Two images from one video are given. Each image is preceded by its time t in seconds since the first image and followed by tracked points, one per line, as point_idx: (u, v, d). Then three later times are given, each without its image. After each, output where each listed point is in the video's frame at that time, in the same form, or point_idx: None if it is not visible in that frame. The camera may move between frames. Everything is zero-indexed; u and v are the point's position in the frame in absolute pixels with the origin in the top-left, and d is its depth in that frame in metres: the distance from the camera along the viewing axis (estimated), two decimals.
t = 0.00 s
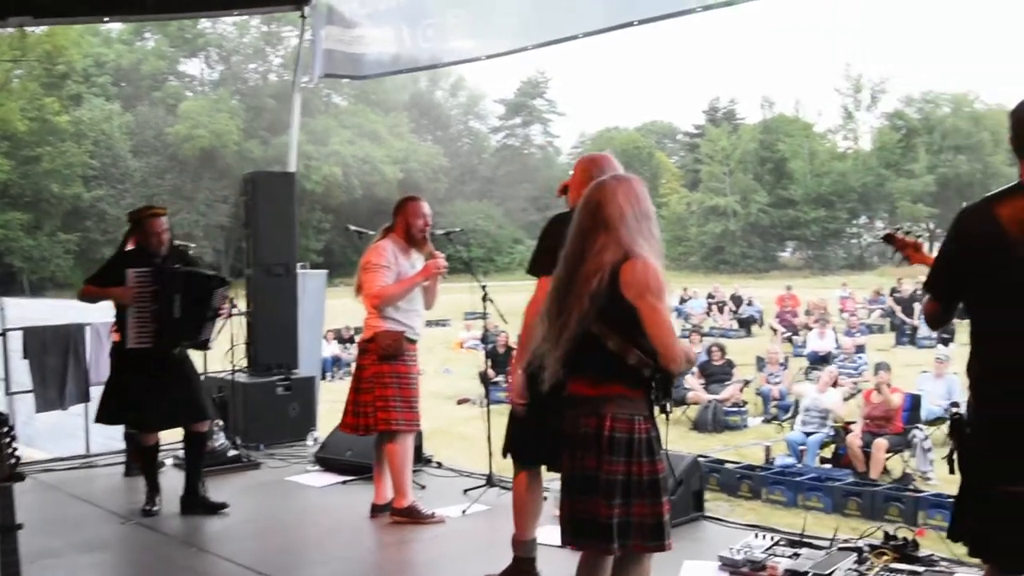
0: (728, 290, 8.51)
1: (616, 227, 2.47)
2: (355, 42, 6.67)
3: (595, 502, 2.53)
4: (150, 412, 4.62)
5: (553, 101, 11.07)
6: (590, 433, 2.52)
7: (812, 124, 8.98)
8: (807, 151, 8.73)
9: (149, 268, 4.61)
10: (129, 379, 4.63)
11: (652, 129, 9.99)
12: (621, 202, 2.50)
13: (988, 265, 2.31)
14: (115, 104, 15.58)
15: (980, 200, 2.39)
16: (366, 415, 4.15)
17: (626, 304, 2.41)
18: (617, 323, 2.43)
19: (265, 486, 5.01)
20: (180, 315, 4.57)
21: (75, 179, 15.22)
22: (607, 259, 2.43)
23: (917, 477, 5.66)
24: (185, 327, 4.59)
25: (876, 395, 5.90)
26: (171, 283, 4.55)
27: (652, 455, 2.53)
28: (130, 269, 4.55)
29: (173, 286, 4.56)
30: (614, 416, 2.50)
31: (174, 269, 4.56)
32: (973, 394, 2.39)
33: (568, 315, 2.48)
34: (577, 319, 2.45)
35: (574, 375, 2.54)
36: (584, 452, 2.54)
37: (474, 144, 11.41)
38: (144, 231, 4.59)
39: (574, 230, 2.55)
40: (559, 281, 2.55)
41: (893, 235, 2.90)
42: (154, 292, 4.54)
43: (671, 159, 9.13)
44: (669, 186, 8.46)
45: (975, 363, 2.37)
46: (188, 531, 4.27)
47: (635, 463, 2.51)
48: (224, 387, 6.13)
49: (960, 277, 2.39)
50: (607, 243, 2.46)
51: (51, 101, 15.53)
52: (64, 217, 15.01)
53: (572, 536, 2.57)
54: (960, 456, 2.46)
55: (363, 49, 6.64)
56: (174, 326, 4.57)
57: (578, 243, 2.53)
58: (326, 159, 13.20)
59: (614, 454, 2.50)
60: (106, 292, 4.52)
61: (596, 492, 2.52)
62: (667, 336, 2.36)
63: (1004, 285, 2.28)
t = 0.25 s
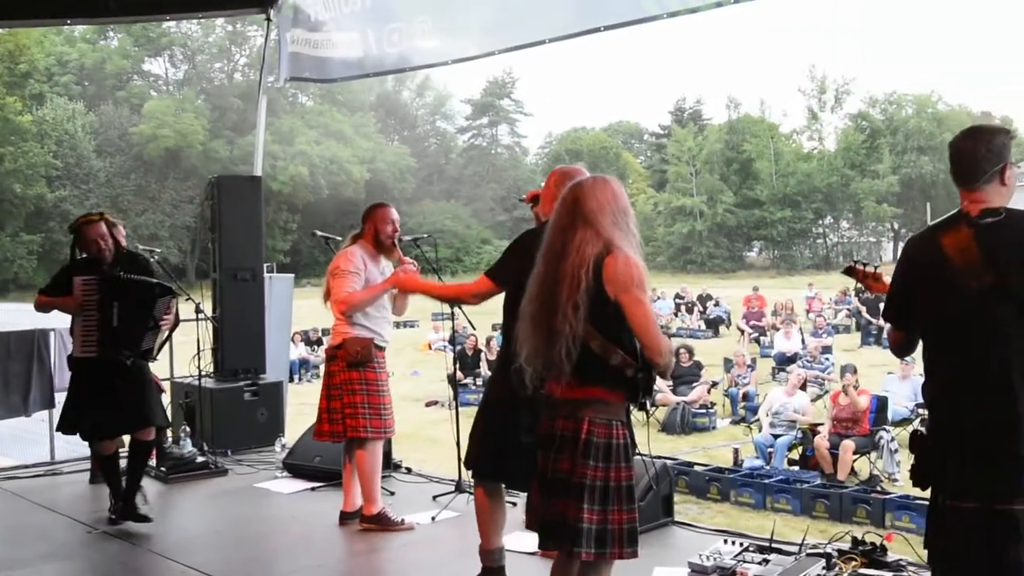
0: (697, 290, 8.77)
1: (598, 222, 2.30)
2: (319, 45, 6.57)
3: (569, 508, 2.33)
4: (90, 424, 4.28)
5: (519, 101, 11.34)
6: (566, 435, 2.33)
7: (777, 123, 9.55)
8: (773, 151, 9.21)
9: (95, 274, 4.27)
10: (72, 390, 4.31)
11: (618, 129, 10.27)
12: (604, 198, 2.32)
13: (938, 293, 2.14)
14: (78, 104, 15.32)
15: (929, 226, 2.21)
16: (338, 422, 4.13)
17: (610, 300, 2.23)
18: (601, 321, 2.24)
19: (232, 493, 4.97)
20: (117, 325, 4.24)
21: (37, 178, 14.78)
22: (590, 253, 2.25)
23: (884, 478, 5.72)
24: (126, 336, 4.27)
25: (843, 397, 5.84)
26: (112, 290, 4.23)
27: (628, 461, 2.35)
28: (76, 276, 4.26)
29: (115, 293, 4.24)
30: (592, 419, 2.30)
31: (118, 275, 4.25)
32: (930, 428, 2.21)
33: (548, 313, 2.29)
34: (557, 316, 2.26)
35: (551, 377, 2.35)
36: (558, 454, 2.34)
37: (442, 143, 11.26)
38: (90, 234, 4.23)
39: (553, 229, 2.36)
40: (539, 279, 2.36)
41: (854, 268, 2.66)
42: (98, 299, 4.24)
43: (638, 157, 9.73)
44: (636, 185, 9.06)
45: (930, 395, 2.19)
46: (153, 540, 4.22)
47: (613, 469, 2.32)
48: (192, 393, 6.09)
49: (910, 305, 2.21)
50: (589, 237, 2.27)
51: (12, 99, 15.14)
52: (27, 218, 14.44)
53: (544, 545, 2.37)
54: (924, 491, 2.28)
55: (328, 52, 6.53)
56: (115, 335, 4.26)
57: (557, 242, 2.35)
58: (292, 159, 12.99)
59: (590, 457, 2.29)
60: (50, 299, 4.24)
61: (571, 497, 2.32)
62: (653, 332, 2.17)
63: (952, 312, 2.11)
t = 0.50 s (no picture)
0: (687, 292, 8.60)
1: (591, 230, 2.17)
2: (309, 49, 6.55)
3: (563, 520, 2.18)
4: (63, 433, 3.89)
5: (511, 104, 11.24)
6: (560, 445, 2.20)
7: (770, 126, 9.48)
8: (765, 153, 9.20)
9: (80, 270, 3.87)
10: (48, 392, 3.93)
11: (610, 131, 10.23)
12: (598, 206, 2.20)
13: (921, 283, 2.18)
14: (69, 105, 15.24)
15: (914, 220, 2.25)
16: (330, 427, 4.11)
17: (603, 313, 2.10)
18: (593, 333, 2.12)
19: (223, 498, 4.96)
20: (98, 328, 3.86)
21: (29, 181, 14.65)
22: (583, 264, 2.12)
23: (875, 481, 5.73)
24: (107, 340, 3.87)
25: (835, 400, 5.83)
26: (97, 289, 3.85)
27: (622, 470, 2.22)
28: (61, 270, 3.85)
29: (101, 294, 3.87)
30: (585, 429, 2.18)
31: (107, 275, 3.88)
32: (915, 416, 2.23)
33: (539, 322, 2.16)
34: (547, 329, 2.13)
35: (540, 388, 2.22)
36: (550, 464, 2.21)
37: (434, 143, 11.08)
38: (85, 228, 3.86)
39: (545, 236, 2.23)
40: (529, 288, 2.23)
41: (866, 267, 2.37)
42: (81, 298, 3.84)
43: (630, 159, 9.75)
44: (628, 188, 9.16)
45: (913, 385, 2.22)
46: (143, 546, 4.21)
47: (607, 479, 2.19)
48: (182, 397, 6.08)
49: (897, 297, 2.25)
50: (583, 246, 2.15)
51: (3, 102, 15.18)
52: (18, 220, 14.34)
53: (535, 557, 2.23)
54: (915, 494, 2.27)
55: (318, 55, 6.51)
56: (95, 338, 3.86)
57: (548, 250, 2.22)
58: (284, 161, 12.97)
59: (584, 468, 2.16)
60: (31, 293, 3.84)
61: (564, 509, 2.18)
62: (645, 348, 2.07)
63: (934, 302, 2.15)
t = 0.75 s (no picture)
0: (684, 290, 8.66)
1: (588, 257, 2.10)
2: (303, 47, 6.52)
3: (556, 542, 2.15)
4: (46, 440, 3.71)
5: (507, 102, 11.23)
6: (552, 467, 2.16)
7: (764, 124, 9.52)
8: (760, 152, 9.22)
9: (64, 271, 3.72)
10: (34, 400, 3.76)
11: (606, 130, 10.18)
12: (593, 229, 2.13)
13: (920, 284, 2.16)
14: (64, 105, 15.26)
15: (913, 219, 2.22)
16: (325, 428, 4.09)
17: (596, 344, 2.05)
18: (586, 362, 2.07)
19: (217, 499, 4.95)
20: (80, 330, 3.68)
21: (24, 180, 14.72)
22: (578, 294, 2.05)
23: (871, 479, 5.72)
24: (89, 343, 3.70)
25: (831, 398, 5.82)
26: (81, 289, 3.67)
27: (614, 488, 2.19)
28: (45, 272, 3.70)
29: (84, 296, 3.69)
30: (576, 451, 2.14)
31: (90, 276, 3.71)
32: (914, 416, 2.21)
33: (531, 351, 2.10)
34: (541, 358, 2.07)
35: (530, 411, 2.17)
36: (544, 486, 2.17)
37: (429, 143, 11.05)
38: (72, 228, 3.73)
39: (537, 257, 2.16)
40: (520, 311, 2.15)
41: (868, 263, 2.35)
42: (65, 300, 3.67)
43: (625, 158, 9.64)
44: (625, 187, 9.07)
45: (911, 386, 2.20)
46: (136, 547, 4.20)
47: (599, 498, 2.15)
48: (176, 398, 6.05)
49: (896, 297, 2.23)
50: (579, 274, 2.08)
51: None
52: (13, 220, 14.48)
53: None
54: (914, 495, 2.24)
55: (312, 54, 6.48)
56: (81, 340, 3.69)
57: (540, 272, 2.14)
58: (279, 160, 12.96)
59: (578, 489, 2.13)
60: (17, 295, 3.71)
61: (556, 531, 2.15)
62: (635, 378, 2.04)
63: (932, 303, 2.13)
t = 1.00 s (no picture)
0: (689, 288, 8.50)
1: (587, 241, 2.10)
2: (304, 46, 6.51)
3: (565, 529, 2.13)
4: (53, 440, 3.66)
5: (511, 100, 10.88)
6: (556, 455, 2.14)
7: (768, 121, 9.55)
8: (764, 149, 9.23)
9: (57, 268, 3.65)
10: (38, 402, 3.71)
11: (610, 127, 10.09)
12: (591, 214, 2.13)
13: (938, 286, 1.96)
14: (68, 105, 15.28)
15: (937, 220, 2.02)
16: (327, 428, 4.08)
17: (596, 327, 2.05)
18: (588, 347, 2.06)
19: (220, 499, 4.94)
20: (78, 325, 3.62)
21: (28, 180, 14.74)
22: (578, 277, 2.05)
23: (877, 477, 5.68)
24: (87, 337, 3.63)
25: (835, 396, 5.76)
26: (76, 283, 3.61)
27: (617, 477, 2.17)
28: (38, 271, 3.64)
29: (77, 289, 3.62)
30: (580, 438, 2.12)
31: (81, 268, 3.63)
32: (928, 427, 2.02)
33: (532, 336, 2.09)
34: (542, 343, 2.06)
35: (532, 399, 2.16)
36: (548, 474, 2.15)
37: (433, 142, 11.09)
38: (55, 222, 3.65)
39: (536, 243, 2.15)
40: (520, 297, 2.15)
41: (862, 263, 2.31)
42: (58, 295, 3.60)
43: (630, 156, 9.57)
44: (629, 184, 9.07)
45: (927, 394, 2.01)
46: (139, 547, 4.20)
47: (601, 485, 2.14)
48: (179, 397, 6.06)
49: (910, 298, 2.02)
50: (579, 258, 2.07)
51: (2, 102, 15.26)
52: (19, 220, 14.34)
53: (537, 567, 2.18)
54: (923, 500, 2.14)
55: (313, 53, 6.47)
56: (80, 334, 3.63)
57: (539, 258, 2.14)
58: (284, 159, 12.94)
59: (584, 478, 2.11)
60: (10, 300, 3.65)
61: (563, 521, 2.13)
62: (639, 362, 2.03)
63: (951, 307, 1.94)
